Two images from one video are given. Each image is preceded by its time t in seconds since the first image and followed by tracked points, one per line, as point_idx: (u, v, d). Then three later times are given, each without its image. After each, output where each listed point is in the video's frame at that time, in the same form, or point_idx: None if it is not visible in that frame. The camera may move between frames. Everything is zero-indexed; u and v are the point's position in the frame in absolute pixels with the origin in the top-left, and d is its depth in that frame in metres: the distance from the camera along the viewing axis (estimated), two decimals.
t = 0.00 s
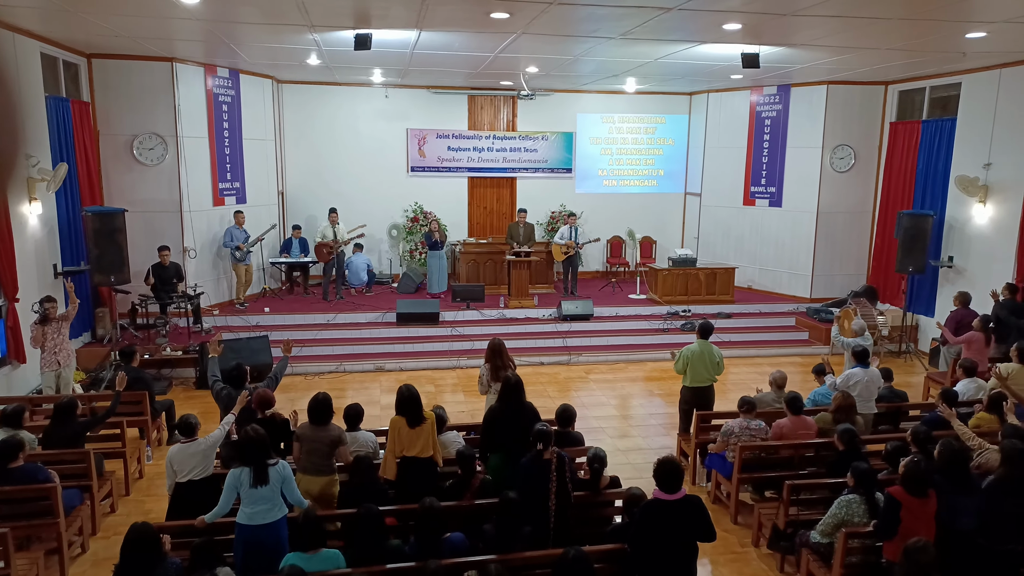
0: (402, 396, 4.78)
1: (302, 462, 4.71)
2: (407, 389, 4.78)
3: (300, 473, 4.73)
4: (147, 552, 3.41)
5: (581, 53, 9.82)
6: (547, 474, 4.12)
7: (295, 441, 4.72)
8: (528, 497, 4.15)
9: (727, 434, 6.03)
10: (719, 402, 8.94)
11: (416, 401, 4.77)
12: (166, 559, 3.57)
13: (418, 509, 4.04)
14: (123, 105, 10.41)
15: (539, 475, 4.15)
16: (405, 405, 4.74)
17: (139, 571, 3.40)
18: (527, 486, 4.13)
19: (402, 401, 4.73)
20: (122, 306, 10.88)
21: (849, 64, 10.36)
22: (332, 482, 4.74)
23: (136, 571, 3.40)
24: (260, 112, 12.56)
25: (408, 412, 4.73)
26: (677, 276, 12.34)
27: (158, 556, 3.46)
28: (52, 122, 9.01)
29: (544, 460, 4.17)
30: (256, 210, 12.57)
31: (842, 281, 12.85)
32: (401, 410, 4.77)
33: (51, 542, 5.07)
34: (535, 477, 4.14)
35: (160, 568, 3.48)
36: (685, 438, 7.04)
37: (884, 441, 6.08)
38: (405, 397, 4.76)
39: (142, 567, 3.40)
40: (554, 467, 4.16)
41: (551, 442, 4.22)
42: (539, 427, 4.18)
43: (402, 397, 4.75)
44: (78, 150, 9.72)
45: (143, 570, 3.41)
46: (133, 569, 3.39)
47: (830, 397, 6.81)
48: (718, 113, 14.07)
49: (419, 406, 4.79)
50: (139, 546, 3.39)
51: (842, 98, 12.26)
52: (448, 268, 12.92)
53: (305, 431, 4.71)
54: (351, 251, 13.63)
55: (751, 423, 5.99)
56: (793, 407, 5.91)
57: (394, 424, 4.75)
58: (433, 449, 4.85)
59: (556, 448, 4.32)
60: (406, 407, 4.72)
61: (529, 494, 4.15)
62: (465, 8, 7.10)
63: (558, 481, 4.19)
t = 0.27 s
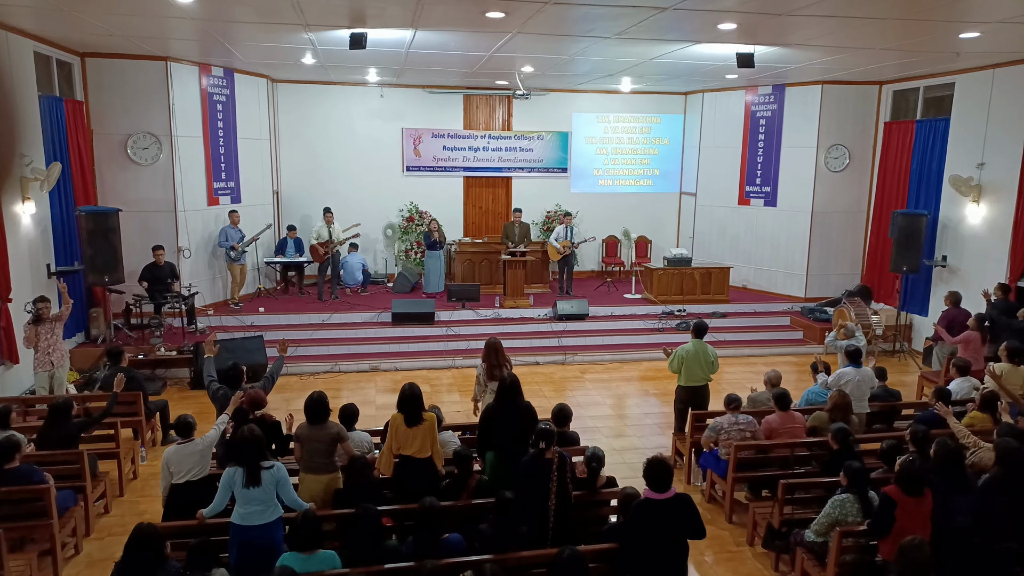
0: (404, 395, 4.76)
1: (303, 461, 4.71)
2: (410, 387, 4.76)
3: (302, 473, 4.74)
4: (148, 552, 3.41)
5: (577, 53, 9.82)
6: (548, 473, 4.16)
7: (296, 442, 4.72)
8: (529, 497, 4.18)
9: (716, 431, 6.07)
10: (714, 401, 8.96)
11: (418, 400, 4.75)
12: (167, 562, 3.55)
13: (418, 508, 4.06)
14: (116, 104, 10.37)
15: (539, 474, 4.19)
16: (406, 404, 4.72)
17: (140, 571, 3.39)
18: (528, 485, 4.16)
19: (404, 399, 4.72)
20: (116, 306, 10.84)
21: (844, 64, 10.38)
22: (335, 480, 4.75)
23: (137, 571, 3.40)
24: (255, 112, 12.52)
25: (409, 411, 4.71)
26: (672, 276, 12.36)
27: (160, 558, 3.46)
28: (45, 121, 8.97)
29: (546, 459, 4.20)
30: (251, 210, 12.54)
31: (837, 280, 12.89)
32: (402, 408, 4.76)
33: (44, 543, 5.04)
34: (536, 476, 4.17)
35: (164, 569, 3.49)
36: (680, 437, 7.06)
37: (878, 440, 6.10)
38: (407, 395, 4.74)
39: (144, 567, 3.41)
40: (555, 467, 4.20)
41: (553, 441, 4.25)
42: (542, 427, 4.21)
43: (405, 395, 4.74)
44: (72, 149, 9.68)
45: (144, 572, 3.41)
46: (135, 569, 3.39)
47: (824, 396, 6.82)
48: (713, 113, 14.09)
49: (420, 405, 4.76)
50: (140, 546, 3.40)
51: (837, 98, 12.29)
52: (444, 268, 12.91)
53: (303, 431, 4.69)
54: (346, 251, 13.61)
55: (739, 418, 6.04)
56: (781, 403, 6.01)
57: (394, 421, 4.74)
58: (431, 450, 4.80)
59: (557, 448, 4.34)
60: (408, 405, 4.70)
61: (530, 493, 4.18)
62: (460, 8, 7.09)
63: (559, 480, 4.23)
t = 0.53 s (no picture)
0: (411, 396, 4.69)
1: (303, 463, 4.70)
2: (415, 388, 4.71)
3: (302, 474, 4.72)
4: (150, 553, 3.41)
5: (572, 54, 9.83)
6: (550, 474, 4.15)
7: (293, 445, 4.69)
8: (531, 498, 4.18)
9: (701, 424, 6.25)
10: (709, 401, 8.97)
11: (424, 401, 4.70)
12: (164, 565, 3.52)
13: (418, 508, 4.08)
14: (110, 105, 10.33)
15: (542, 476, 4.18)
16: (411, 406, 4.66)
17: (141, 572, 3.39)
18: (530, 486, 4.16)
19: (410, 399, 4.66)
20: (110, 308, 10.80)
21: (838, 65, 10.42)
22: (336, 479, 4.75)
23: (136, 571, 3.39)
24: (249, 112, 12.50)
25: (413, 411, 4.67)
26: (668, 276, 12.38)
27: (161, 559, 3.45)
28: (38, 122, 8.94)
29: (548, 460, 4.20)
30: (246, 211, 12.51)
31: (831, 281, 12.93)
32: (405, 408, 4.72)
33: (38, 545, 5.02)
34: (538, 477, 4.17)
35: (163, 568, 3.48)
36: (675, 437, 7.07)
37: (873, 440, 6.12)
38: (412, 396, 4.68)
39: (144, 568, 3.40)
40: (557, 468, 4.18)
41: (557, 442, 4.25)
42: (546, 428, 4.21)
43: (410, 396, 4.68)
44: (65, 150, 9.64)
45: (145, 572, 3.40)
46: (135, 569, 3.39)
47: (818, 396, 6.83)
48: (707, 114, 14.13)
49: (425, 406, 4.72)
50: (141, 547, 3.39)
51: (831, 99, 12.33)
52: (440, 269, 12.90)
53: (301, 435, 4.66)
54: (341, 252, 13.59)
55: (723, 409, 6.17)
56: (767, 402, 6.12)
57: (397, 420, 4.74)
58: (431, 451, 4.79)
59: (560, 449, 4.34)
60: (412, 406, 4.65)
61: (531, 494, 4.17)
62: (455, 8, 7.10)
63: (560, 482, 4.20)
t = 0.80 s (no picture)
0: (417, 393, 4.75)
1: (303, 463, 4.67)
2: (423, 385, 4.76)
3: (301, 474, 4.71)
4: (145, 551, 3.44)
5: (569, 51, 9.81)
6: (555, 473, 4.16)
7: (292, 446, 4.67)
8: (535, 496, 4.19)
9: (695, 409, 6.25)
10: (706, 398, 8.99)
11: (430, 398, 4.75)
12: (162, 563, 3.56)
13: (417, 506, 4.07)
14: (106, 102, 10.29)
15: (547, 474, 4.19)
16: (417, 402, 4.73)
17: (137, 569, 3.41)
18: (536, 484, 4.17)
19: (416, 396, 4.72)
20: (106, 305, 10.76)
21: (835, 62, 10.42)
22: (334, 478, 4.75)
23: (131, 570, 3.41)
24: (245, 109, 12.45)
25: (418, 408, 4.73)
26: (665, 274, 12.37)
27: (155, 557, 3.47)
28: (34, 119, 8.90)
29: (553, 460, 4.20)
30: (242, 208, 12.49)
31: (828, 278, 12.94)
32: (412, 405, 4.77)
33: (35, 543, 5.01)
34: (543, 475, 4.18)
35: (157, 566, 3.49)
36: (672, 434, 7.08)
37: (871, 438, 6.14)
38: (419, 393, 4.74)
39: (140, 567, 3.43)
40: (562, 468, 4.17)
41: (563, 443, 4.27)
42: (553, 427, 4.26)
43: (417, 393, 4.73)
44: (61, 147, 9.60)
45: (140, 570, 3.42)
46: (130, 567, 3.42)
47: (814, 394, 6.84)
48: (705, 111, 14.13)
49: (431, 403, 4.77)
50: (135, 546, 3.42)
51: (828, 97, 12.33)
52: (437, 267, 12.89)
53: (298, 433, 4.66)
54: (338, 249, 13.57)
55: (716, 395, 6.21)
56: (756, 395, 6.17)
57: (402, 417, 4.76)
58: (432, 450, 4.79)
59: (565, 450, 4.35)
60: (419, 403, 4.72)
61: (537, 492, 4.19)
62: (452, 5, 7.07)
63: (565, 481, 4.20)
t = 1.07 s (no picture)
0: (412, 393, 4.74)
1: (292, 463, 4.68)
2: (419, 385, 4.74)
3: (290, 474, 4.70)
4: (132, 553, 3.38)
5: (563, 51, 9.82)
6: (553, 473, 4.16)
7: (281, 445, 4.66)
8: (533, 495, 4.18)
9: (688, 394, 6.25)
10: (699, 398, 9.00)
11: (426, 398, 4.74)
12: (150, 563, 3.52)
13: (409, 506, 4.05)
14: (98, 101, 10.24)
15: (546, 474, 4.19)
16: (413, 401, 4.72)
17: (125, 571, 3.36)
18: (534, 485, 4.16)
19: (413, 397, 4.71)
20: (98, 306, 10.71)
21: (828, 63, 10.47)
22: (324, 479, 4.74)
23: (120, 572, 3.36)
24: (238, 109, 12.41)
25: (414, 409, 4.72)
26: (659, 273, 12.38)
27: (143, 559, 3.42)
28: (25, 119, 8.85)
29: (552, 460, 4.22)
30: (236, 208, 12.45)
31: (821, 278, 12.99)
32: (407, 405, 4.76)
33: (26, 545, 4.98)
34: (542, 475, 4.17)
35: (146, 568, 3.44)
36: (666, 434, 7.08)
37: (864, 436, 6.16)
38: (415, 393, 4.72)
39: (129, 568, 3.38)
40: (561, 468, 4.20)
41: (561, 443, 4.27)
42: (551, 427, 4.22)
43: (414, 393, 4.71)
44: (52, 147, 9.55)
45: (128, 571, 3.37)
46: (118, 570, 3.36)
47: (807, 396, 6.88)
48: (698, 111, 14.16)
49: (427, 403, 4.77)
50: (122, 548, 3.36)
51: (821, 97, 12.38)
52: (431, 267, 12.88)
53: (288, 433, 4.64)
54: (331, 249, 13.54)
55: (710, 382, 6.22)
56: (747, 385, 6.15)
57: (398, 417, 4.76)
58: (429, 450, 4.79)
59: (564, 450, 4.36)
60: (415, 403, 4.70)
61: (536, 492, 4.18)
62: (445, 5, 7.07)
63: (564, 481, 4.22)
